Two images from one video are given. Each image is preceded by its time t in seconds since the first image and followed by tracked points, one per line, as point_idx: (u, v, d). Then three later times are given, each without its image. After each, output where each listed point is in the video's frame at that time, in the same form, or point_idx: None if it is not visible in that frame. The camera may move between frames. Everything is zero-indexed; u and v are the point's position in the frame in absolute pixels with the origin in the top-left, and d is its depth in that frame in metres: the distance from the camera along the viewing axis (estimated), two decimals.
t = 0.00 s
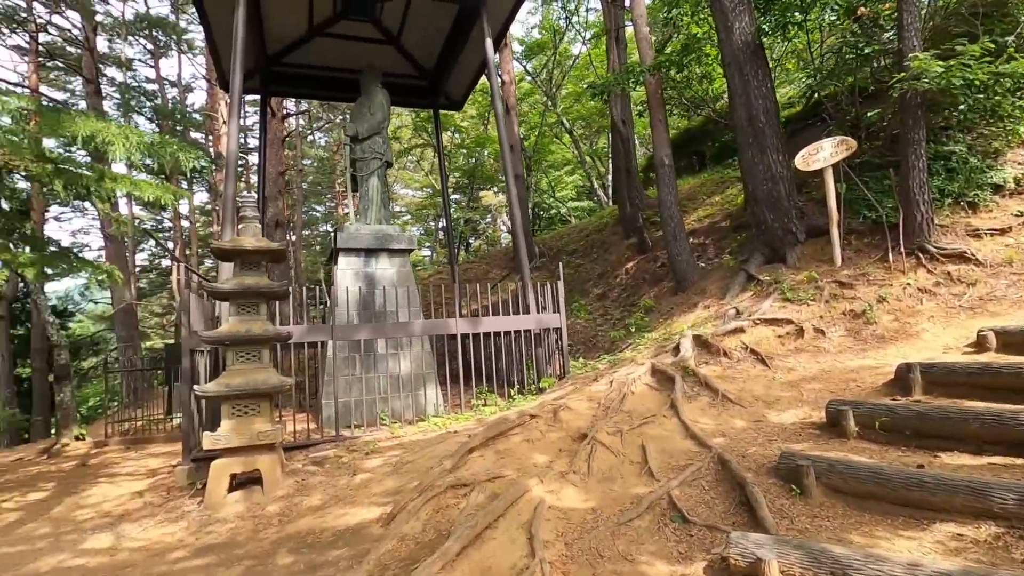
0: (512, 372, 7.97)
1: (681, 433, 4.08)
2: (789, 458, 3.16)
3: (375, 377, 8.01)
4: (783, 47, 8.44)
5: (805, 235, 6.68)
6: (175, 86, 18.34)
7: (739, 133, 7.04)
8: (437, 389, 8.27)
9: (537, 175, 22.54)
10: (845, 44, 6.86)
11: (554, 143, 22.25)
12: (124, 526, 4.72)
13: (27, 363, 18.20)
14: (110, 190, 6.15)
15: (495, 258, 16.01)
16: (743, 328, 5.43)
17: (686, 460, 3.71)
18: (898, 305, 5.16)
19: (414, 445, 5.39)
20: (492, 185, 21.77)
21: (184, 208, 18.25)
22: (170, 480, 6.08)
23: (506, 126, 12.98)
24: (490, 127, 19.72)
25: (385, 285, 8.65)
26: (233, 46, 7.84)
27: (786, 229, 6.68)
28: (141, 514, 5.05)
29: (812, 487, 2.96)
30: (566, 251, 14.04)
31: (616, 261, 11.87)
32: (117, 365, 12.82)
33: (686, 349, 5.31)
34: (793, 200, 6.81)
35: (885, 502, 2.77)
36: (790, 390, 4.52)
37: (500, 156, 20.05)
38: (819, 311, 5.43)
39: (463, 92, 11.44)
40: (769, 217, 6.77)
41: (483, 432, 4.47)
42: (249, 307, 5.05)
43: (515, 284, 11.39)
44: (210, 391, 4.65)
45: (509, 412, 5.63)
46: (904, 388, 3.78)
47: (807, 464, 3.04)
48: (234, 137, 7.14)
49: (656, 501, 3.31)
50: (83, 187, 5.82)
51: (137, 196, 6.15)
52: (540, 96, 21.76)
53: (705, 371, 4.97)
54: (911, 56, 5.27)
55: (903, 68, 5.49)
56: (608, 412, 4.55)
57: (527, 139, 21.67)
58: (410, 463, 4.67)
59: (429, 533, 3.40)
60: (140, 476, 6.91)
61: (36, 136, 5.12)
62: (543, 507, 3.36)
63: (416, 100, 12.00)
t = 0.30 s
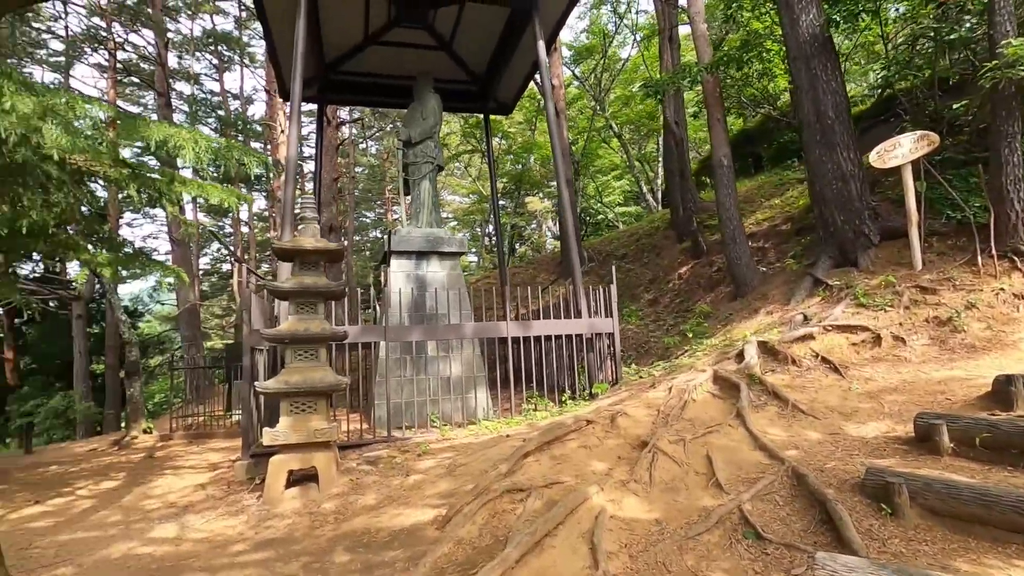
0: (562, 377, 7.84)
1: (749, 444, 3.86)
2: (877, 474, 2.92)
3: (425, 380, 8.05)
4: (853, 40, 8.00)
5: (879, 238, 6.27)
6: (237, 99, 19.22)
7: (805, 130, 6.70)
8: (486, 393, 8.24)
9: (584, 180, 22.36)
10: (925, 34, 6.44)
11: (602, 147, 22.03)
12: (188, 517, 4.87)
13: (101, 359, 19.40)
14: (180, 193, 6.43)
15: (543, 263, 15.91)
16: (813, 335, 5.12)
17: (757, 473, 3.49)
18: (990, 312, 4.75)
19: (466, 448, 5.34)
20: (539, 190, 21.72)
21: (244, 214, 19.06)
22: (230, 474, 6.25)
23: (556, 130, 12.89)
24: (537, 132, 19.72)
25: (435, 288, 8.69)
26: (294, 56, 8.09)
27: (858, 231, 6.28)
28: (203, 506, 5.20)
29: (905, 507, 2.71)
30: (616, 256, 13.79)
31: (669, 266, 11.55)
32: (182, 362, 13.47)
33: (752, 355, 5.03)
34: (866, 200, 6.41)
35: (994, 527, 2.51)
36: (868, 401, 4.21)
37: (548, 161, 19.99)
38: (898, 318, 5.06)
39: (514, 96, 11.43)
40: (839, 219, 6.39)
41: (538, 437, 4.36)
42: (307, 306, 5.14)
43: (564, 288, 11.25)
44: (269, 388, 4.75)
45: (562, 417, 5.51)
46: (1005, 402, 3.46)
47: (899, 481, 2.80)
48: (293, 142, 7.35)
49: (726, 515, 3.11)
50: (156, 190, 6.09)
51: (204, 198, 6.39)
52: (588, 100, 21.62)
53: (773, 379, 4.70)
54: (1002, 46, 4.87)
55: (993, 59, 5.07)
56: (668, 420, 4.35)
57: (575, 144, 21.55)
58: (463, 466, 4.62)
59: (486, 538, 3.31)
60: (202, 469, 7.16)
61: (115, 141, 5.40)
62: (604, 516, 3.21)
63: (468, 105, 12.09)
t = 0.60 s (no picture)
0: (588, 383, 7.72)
1: (796, 456, 3.72)
2: (943, 490, 2.79)
3: (450, 384, 8.00)
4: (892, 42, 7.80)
5: (922, 244, 6.07)
6: (263, 104, 19.49)
7: (844, 133, 6.52)
8: (510, 398, 8.20)
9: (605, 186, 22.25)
10: (972, 34, 6.23)
11: (623, 153, 21.92)
12: (218, 518, 4.85)
13: (127, 359, 19.73)
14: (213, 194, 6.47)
15: (564, 269, 15.81)
16: (856, 343, 4.96)
17: (807, 485, 3.35)
18: None
19: (496, 454, 5.26)
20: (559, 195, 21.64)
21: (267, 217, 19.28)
22: (257, 475, 6.24)
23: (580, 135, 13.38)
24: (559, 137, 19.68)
25: (461, 291, 8.64)
26: (324, 60, 8.14)
27: (900, 237, 6.09)
28: (233, 507, 5.19)
29: (976, 527, 2.59)
30: (640, 261, 13.63)
31: (695, 272, 11.37)
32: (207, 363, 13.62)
33: (792, 363, 4.88)
34: (908, 205, 6.21)
35: None
36: (920, 413, 4.04)
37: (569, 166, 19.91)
38: (947, 327, 4.88)
39: (539, 99, 11.37)
40: (880, 224, 6.21)
41: (573, 443, 4.26)
42: (338, 307, 5.11)
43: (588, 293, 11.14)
44: (301, 389, 4.72)
45: (595, 424, 5.40)
46: None
47: (969, 498, 2.67)
48: (323, 144, 7.38)
49: (779, 528, 2.98)
50: (190, 190, 6.14)
51: (236, 200, 6.41)
52: (609, 106, 21.54)
53: (816, 388, 4.54)
54: None
55: None
56: (708, 428, 4.22)
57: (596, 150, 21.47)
58: (496, 471, 4.54)
59: (526, 547, 3.22)
60: (229, 469, 7.17)
61: (151, 142, 5.45)
62: (649, 527, 3.10)
63: (493, 109, 12.10)
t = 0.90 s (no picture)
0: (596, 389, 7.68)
1: (816, 466, 3.67)
2: (975, 506, 2.73)
3: (457, 388, 7.97)
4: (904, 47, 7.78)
5: (937, 251, 6.02)
6: (267, 105, 19.48)
7: (857, 139, 6.48)
8: (517, 403, 8.17)
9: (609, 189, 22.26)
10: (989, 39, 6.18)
11: (627, 156, 21.94)
12: (228, 524, 4.80)
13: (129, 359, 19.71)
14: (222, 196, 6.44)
15: (570, 273, 15.78)
16: (873, 351, 4.91)
17: (830, 498, 3.30)
18: None
19: (508, 461, 5.21)
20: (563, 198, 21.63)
21: (271, 218, 19.26)
22: (265, 480, 6.20)
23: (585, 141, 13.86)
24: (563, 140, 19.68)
25: (469, 295, 8.61)
26: (334, 63, 8.13)
27: (915, 244, 6.04)
28: (242, 513, 5.14)
29: (1011, 544, 2.53)
30: (645, 265, 13.58)
31: (702, 276, 11.33)
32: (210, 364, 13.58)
33: (808, 371, 4.83)
34: (923, 211, 6.16)
35: None
36: (941, 423, 3.99)
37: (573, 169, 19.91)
38: (965, 336, 4.83)
39: (546, 102, 11.34)
40: (893, 231, 6.16)
41: (589, 452, 4.21)
42: (350, 312, 5.07)
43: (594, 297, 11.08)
44: (312, 395, 4.68)
45: (608, 432, 5.35)
46: None
47: (1002, 514, 2.61)
48: (332, 147, 7.36)
49: (804, 542, 2.92)
50: (199, 192, 6.10)
51: (245, 202, 6.38)
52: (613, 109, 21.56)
53: (834, 397, 4.48)
54: None
55: None
56: (725, 437, 4.17)
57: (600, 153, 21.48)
58: (509, 479, 4.48)
59: (544, 559, 3.17)
60: (235, 473, 7.12)
61: (162, 144, 5.42)
62: (670, 540, 3.05)
63: (500, 112, 12.08)
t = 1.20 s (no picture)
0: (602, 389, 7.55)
1: (837, 469, 3.54)
2: (1013, 510, 2.61)
3: (461, 388, 7.86)
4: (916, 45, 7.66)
5: (953, 250, 5.89)
6: (270, 105, 19.41)
7: (870, 137, 6.36)
8: (522, 403, 8.05)
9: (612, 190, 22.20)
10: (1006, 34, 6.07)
11: (630, 158, 21.87)
12: (228, 525, 4.68)
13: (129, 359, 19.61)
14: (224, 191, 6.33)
15: (573, 274, 15.69)
16: (890, 351, 4.78)
17: (854, 501, 3.18)
18: None
19: (515, 462, 5.08)
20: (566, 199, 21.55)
21: (272, 217, 19.18)
22: (265, 481, 6.08)
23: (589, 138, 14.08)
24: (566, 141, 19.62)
25: (473, 294, 8.50)
26: (339, 58, 8.03)
27: (930, 243, 5.91)
28: (242, 513, 5.02)
29: None
30: (650, 266, 13.47)
31: (708, 277, 11.21)
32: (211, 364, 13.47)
33: (824, 371, 4.70)
34: (938, 210, 6.04)
35: None
36: (964, 424, 3.87)
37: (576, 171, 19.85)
38: (985, 336, 4.70)
39: (551, 101, 11.22)
40: (908, 229, 6.03)
41: (600, 452, 4.08)
42: (354, 308, 4.95)
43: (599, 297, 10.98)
44: (314, 393, 4.56)
45: (616, 433, 5.23)
46: None
47: None
48: (336, 143, 7.25)
49: (829, 547, 2.80)
50: (200, 186, 5.99)
51: (248, 197, 6.27)
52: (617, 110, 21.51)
53: (851, 398, 4.36)
54: None
55: None
56: (741, 438, 4.05)
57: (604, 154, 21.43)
58: (517, 481, 4.36)
59: (556, 564, 3.04)
60: (235, 474, 7.00)
61: (162, 136, 5.30)
62: (689, 544, 2.92)
63: (505, 110, 11.99)
